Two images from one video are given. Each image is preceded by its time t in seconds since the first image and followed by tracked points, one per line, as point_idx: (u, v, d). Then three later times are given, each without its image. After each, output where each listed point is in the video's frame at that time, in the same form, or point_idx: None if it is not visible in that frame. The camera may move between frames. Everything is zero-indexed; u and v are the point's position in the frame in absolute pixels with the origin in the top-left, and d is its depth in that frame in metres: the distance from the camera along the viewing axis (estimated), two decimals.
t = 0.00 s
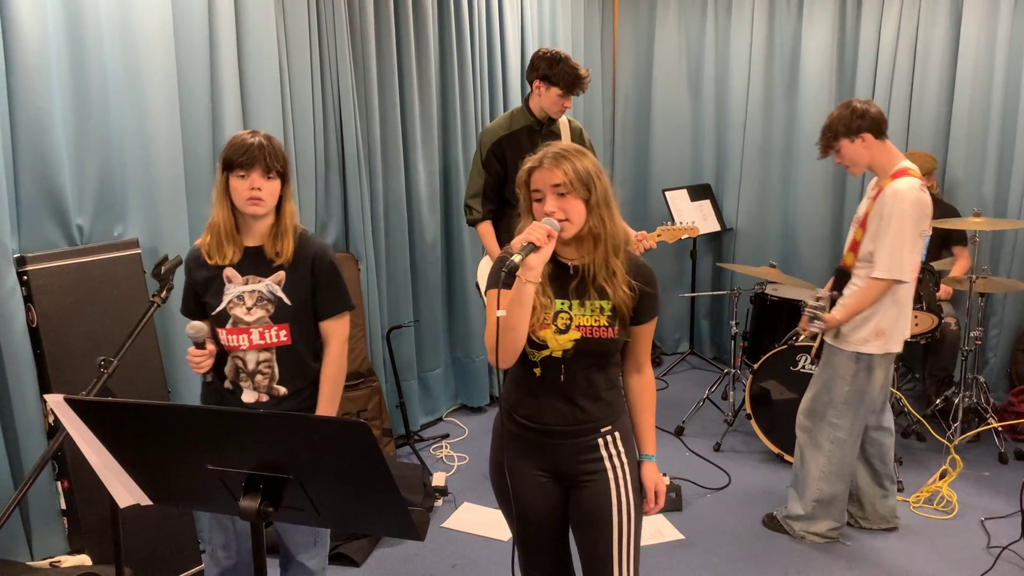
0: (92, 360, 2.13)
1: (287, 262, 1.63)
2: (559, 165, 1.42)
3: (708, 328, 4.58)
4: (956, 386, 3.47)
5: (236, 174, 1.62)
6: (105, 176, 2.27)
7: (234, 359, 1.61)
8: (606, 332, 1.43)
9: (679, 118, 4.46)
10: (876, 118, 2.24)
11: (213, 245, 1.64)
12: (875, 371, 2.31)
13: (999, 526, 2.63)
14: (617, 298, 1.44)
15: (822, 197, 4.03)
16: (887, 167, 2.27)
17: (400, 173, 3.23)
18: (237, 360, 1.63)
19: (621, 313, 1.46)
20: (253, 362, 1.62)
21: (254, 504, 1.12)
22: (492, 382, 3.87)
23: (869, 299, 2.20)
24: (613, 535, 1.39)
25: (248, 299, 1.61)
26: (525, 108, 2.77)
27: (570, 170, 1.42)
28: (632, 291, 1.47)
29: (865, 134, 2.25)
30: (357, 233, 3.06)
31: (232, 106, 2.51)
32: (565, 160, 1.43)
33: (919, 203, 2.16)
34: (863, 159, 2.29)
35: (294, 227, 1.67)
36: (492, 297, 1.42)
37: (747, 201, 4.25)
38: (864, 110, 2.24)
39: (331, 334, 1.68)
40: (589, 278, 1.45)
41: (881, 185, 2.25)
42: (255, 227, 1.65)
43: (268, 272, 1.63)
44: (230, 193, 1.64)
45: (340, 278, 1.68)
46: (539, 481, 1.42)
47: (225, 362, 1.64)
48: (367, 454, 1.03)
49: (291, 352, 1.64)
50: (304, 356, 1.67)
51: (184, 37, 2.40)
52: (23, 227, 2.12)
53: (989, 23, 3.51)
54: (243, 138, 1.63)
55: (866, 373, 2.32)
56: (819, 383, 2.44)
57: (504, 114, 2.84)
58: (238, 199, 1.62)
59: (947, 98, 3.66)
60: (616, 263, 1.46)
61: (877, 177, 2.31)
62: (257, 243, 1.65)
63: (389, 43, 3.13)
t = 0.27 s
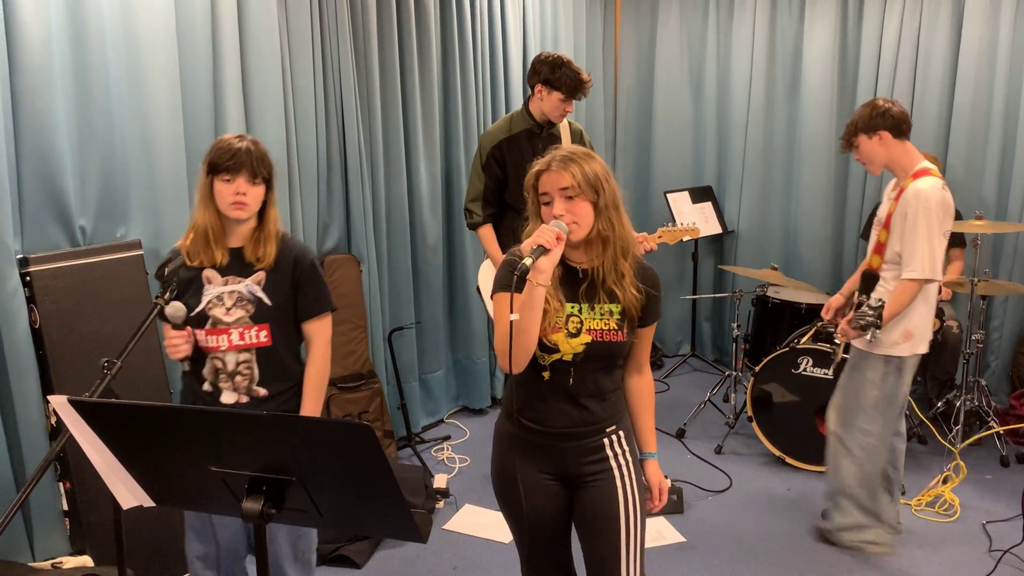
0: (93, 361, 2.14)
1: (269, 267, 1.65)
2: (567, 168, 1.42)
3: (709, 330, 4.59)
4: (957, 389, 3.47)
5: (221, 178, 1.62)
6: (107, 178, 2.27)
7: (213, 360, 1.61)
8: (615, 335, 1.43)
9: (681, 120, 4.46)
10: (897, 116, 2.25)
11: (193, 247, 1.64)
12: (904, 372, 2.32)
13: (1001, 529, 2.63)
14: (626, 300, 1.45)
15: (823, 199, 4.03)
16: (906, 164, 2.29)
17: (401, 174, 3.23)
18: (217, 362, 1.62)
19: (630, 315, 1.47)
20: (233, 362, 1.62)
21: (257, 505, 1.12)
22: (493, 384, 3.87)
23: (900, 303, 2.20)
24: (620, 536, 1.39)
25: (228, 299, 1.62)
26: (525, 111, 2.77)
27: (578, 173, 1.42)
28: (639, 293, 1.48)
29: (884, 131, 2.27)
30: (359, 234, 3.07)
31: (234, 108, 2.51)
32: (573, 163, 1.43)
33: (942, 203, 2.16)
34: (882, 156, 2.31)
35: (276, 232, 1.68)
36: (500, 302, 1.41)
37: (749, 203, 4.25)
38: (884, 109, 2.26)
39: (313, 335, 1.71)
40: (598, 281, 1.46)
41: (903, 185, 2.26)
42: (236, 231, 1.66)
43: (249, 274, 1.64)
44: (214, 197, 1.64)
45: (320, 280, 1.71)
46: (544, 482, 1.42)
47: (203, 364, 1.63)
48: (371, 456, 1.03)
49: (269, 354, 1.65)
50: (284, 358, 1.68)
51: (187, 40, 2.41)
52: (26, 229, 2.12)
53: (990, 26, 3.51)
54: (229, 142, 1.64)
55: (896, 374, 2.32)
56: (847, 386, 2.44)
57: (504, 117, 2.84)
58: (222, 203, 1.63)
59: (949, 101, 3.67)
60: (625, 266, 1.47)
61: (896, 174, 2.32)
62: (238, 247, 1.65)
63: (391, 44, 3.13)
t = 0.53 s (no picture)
0: (93, 362, 2.14)
1: (248, 268, 1.66)
2: (562, 169, 1.42)
3: (709, 331, 4.59)
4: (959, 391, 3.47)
5: (200, 177, 1.61)
6: (109, 178, 2.27)
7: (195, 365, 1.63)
8: (616, 334, 1.43)
9: (681, 121, 4.46)
10: (919, 118, 2.25)
11: (170, 246, 1.64)
12: (946, 378, 2.30)
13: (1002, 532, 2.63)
14: (624, 300, 1.45)
15: (824, 201, 4.03)
16: (926, 166, 2.31)
17: (402, 175, 3.23)
18: (198, 366, 1.64)
19: (630, 315, 1.47)
20: (215, 366, 1.64)
21: (258, 506, 1.11)
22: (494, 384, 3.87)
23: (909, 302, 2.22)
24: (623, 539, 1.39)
25: (208, 302, 1.62)
26: (526, 112, 2.77)
27: (573, 174, 1.42)
28: (638, 292, 1.48)
29: (904, 134, 2.29)
30: (360, 235, 3.07)
31: (235, 109, 2.51)
32: (568, 164, 1.43)
33: (957, 206, 2.19)
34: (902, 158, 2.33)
35: (252, 231, 1.69)
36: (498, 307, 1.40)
37: (750, 204, 4.25)
38: (908, 111, 2.26)
39: (291, 335, 1.74)
40: (594, 282, 1.46)
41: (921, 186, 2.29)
42: (212, 230, 1.65)
43: (227, 275, 1.65)
44: (192, 196, 1.63)
45: (297, 280, 1.75)
46: (547, 485, 1.42)
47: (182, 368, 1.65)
48: (372, 458, 1.03)
49: (252, 354, 1.69)
50: (264, 357, 1.71)
51: (188, 40, 2.41)
52: (26, 229, 2.12)
53: (991, 28, 3.51)
54: (208, 141, 1.62)
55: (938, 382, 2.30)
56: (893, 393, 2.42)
57: (505, 118, 2.84)
58: (201, 202, 1.61)
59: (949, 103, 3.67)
60: (622, 266, 1.47)
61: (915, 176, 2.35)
62: (215, 246, 1.65)
63: (392, 45, 3.13)
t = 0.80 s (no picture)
0: (92, 361, 2.13)
1: (239, 267, 1.68)
2: (549, 167, 1.42)
3: (708, 331, 4.59)
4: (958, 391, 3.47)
5: (187, 176, 1.61)
6: (108, 177, 2.27)
7: (194, 367, 1.62)
8: (608, 329, 1.43)
9: (681, 121, 4.46)
10: (941, 122, 2.26)
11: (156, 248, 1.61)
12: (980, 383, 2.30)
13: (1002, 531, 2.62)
14: (612, 298, 1.44)
15: (823, 201, 4.03)
16: (952, 169, 2.30)
17: (401, 175, 3.23)
18: (197, 368, 1.63)
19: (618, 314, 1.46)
20: (214, 367, 1.64)
21: (257, 505, 1.11)
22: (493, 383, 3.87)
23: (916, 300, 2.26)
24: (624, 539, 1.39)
25: (202, 304, 1.63)
26: (526, 111, 2.76)
27: (561, 171, 1.42)
28: (626, 288, 1.48)
29: (927, 139, 2.29)
30: (359, 234, 3.07)
31: (234, 108, 2.51)
32: (555, 162, 1.43)
33: (977, 209, 2.20)
34: (926, 162, 2.33)
35: (238, 231, 1.70)
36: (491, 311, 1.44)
37: (749, 204, 4.25)
38: (931, 117, 2.27)
39: (281, 329, 1.78)
40: (579, 282, 1.45)
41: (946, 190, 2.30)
42: (197, 230, 1.65)
43: (219, 275, 1.66)
44: (177, 195, 1.63)
45: (285, 274, 1.79)
46: (548, 483, 1.42)
47: (178, 372, 1.62)
48: (371, 456, 1.03)
49: (249, 352, 1.70)
50: (259, 354, 1.73)
51: (187, 39, 2.40)
52: (25, 227, 2.11)
53: (991, 29, 3.51)
54: (192, 140, 1.62)
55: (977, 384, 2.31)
56: (932, 394, 2.40)
57: (506, 117, 2.84)
58: (189, 201, 1.61)
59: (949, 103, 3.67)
60: (605, 267, 1.46)
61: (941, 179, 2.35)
62: (203, 246, 1.65)
63: (392, 44, 3.13)
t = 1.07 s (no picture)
0: (88, 361, 2.13)
1: (236, 278, 1.68)
2: (551, 164, 1.43)
3: (706, 331, 4.59)
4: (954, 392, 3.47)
5: (183, 188, 1.60)
6: (104, 176, 2.26)
7: (200, 376, 1.60)
8: (601, 331, 1.43)
9: (678, 121, 4.47)
10: (969, 132, 2.29)
11: (152, 257, 1.60)
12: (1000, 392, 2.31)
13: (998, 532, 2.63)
14: (607, 299, 1.45)
15: (820, 201, 4.04)
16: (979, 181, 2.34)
17: (399, 175, 3.23)
18: (201, 377, 1.62)
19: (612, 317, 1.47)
20: (218, 375, 1.63)
21: (255, 505, 1.12)
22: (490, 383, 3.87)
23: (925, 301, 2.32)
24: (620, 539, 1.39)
25: (205, 313, 1.63)
26: (528, 111, 2.77)
27: (563, 169, 1.43)
28: (620, 291, 1.48)
29: (955, 148, 2.34)
30: (356, 234, 3.06)
31: (231, 108, 2.51)
32: (556, 159, 1.44)
33: (994, 214, 2.20)
34: (954, 172, 2.38)
35: (233, 242, 1.70)
36: (486, 308, 1.45)
37: (746, 204, 4.26)
38: (959, 126, 2.31)
39: (276, 333, 1.81)
40: (576, 281, 1.45)
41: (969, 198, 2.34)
42: (193, 241, 1.64)
43: (219, 284, 1.66)
44: (173, 208, 1.61)
45: (279, 280, 1.81)
46: (544, 484, 1.42)
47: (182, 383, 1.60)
48: (369, 459, 1.04)
49: (250, 359, 1.70)
50: (258, 361, 1.73)
51: (185, 39, 2.40)
52: (21, 226, 2.11)
53: (988, 30, 3.52)
54: (188, 152, 1.62)
55: (1002, 395, 2.32)
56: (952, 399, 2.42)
57: (508, 117, 2.84)
58: (186, 214, 1.60)
59: (946, 104, 3.68)
60: (600, 267, 1.46)
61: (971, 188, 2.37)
62: (199, 257, 1.64)
63: (389, 44, 3.13)
